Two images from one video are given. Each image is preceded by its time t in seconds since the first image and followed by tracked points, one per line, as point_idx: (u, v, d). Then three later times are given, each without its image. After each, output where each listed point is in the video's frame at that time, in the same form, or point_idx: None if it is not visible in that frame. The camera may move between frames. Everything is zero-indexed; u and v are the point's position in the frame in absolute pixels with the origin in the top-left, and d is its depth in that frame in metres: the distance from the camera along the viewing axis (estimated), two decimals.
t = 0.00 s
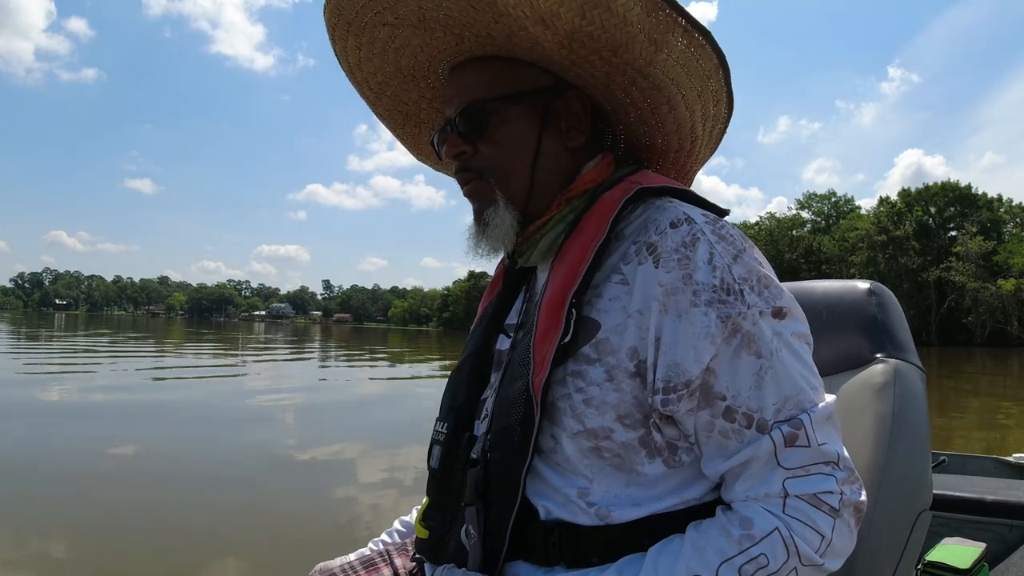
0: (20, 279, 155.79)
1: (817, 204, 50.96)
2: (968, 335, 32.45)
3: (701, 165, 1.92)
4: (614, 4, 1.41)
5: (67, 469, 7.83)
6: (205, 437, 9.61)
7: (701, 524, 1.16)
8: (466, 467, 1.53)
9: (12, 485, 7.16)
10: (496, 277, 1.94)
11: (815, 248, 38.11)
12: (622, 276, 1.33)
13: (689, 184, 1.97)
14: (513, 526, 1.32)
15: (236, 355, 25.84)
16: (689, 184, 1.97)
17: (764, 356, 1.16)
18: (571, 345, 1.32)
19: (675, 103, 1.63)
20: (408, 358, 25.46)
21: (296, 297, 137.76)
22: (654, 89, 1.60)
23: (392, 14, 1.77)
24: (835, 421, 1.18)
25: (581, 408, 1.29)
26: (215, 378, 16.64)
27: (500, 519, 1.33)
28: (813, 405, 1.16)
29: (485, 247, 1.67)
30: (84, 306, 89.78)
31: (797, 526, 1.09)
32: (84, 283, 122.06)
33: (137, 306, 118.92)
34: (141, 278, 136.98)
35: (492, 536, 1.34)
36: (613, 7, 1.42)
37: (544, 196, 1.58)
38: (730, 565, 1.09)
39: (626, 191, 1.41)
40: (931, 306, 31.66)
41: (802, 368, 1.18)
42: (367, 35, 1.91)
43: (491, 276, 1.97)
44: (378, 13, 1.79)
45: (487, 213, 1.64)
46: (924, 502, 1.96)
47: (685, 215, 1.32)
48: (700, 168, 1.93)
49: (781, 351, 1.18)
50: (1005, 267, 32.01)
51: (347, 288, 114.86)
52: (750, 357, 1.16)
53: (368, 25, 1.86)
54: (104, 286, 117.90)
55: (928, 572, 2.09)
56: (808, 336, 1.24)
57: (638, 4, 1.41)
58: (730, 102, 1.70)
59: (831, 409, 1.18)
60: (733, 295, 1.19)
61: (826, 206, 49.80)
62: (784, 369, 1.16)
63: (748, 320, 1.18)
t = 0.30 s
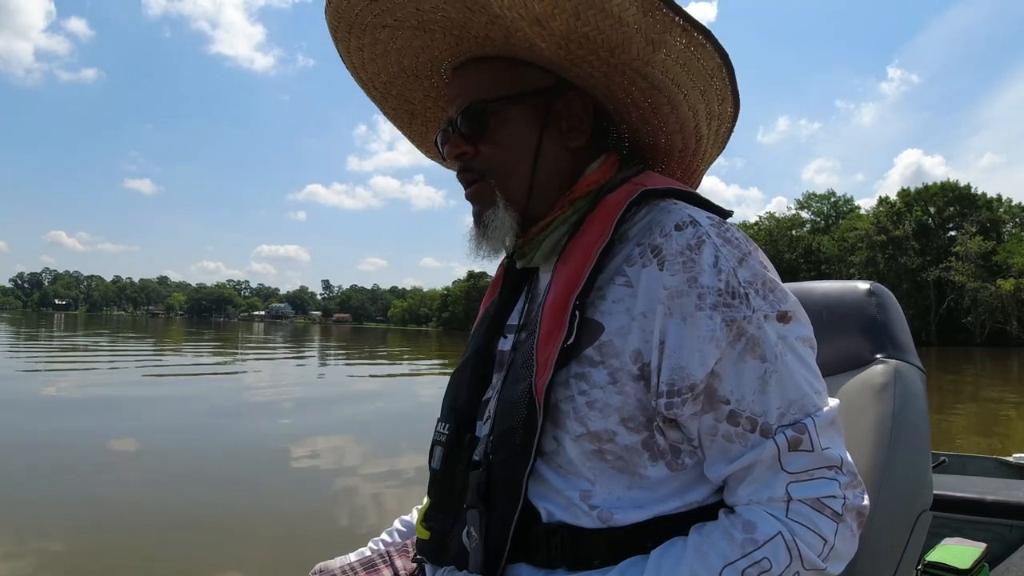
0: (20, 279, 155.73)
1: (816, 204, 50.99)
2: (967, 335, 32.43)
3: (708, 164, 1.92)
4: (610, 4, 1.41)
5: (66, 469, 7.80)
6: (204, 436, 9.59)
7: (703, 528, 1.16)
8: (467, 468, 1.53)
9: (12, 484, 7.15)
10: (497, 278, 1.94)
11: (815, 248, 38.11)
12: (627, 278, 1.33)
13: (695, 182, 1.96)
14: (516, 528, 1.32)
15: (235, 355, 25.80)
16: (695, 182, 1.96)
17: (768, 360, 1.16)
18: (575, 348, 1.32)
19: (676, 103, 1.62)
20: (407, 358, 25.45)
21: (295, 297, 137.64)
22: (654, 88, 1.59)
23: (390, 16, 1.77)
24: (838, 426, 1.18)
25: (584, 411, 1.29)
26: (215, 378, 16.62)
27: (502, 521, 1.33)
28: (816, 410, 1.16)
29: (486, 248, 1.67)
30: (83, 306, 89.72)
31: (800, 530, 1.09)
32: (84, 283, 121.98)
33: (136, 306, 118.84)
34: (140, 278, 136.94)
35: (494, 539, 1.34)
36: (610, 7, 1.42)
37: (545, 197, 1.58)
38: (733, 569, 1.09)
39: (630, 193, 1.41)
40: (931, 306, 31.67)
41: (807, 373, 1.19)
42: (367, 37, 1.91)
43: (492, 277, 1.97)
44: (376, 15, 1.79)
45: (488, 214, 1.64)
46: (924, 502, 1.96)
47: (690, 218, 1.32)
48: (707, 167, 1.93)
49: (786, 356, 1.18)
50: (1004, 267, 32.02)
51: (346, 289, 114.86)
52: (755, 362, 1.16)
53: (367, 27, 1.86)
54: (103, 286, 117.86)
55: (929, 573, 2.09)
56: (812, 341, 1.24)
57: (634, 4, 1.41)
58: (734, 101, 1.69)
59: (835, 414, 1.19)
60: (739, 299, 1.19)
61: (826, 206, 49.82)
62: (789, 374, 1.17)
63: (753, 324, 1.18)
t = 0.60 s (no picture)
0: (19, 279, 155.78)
1: (816, 204, 51.02)
2: (967, 335, 32.41)
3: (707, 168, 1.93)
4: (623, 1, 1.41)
5: (66, 469, 7.79)
6: (204, 436, 9.57)
7: (702, 534, 1.17)
8: (468, 469, 1.53)
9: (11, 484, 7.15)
10: (497, 277, 1.94)
11: (815, 248, 38.12)
12: (627, 279, 1.33)
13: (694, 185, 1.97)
14: (516, 529, 1.33)
15: (235, 356, 25.77)
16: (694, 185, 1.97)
17: (768, 363, 1.16)
18: (575, 348, 1.32)
19: (681, 104, 1.63)
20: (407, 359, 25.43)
21: (296, 297, 137.64)
22: (660, 89, 1.60)
23: (396, 7, 1.77)
24: (836, 428, 1.18)
25: (585, 412, 1.29)
26: (214, 377, 16.60)
27: (504, 521, 1.33)
28: (815, 411, 1.16)
29: (486, 245, 1.67)
30: (83, 306, 89.77)
31: (798, 534, 1.09)
32: (83, 284, 121.99)
33: (136, 306, 118.83)
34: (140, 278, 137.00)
35: (495, 541, 1.34)
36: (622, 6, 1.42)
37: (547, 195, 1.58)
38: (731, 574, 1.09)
39: (631, 193, 1.41)
40: (930, 306, 31.65)
41: (806, 375, 1.19)
42: (372, 27, 1.90)
43: (492, 277, 1.96)
44: (382, 6, 1.79)
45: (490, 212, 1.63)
46: (924, 501, 1.96)
47: (691, 219, 1.32)
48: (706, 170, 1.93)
49: (786, 358, 1.18)
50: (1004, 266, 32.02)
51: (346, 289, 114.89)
52: (755, 364, 1.16)
53: (372, 18, 1.86)
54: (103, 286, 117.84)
55: (929, 572, 2.08)
56: (812, 342, 1.24)
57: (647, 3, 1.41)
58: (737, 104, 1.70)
59: (834, 417, 1.19)
60: (739, 301, 1.19)
61: (826, 206, 49.90)
62: (789, 376, 1.17)
63: (752, 326, 1.18)
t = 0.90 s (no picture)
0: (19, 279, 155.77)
1: (816, 204, 51.02)
2: (967, 335, 32.39)
3: (715, 164, 1.92)
4: None
5: (66, 470, 7.79)
6: (204, 436, 9.57)
7: (702, 539, 1.16)
8: (469, 467, 1.53)
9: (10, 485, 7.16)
10: (497, 275, 1.94)
11: (815, 248, 38.12)
12: (631, 277, 1.33)
13: (701, 182, 1.96)
14: (518, 528, 1.32)
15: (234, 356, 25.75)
16: (700, 182, 1.96)
17: (771, 363, 1.17)
18: (578, 346, 1.32)
19: (687, 100, 1.62)
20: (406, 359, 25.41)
21: (295, 297, 137.62)
22: (665, 85, 1.59)
23: (401, 2, 1.77)
24: (838, 430, 1.18)
25: (587, 410, 1.29)
26: (214, 377, 16.60)
27: (505, 520, 1.32)
28: (817, 414, 1.16)
29: (488, 241, 1.67)
30: (82, 307, 89.75)
31: (797, 538, 1.09)
32: (83, 284, 121.96)
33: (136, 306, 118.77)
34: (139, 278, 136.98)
35: (496, 540, 1.34)
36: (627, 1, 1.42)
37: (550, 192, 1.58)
38: None
39: (636, 192, 1.41)
40: (930, 306, 31.64)
41: (808, 376, 1.19)
42: (378, 22, 1.91)
43: (492, 275, 1.96)
44: (387, 1, 1.79)
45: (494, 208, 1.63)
46: (924, 501, 1.96)
47: (697, 218, 1.32)
48: (714, 167, 1.92)
49: (789, 359, 1.18)
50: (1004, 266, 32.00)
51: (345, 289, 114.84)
52: (758, 364, 1.17)
53: (378, 13, 1.86)
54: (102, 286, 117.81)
55: (929, 572, 2.09)
56: (815, 344, 1.25)
57: None
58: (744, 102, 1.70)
59: (835, 419, 1.19)
60: (744, 301, 1.19)
61: (826, 206, 49.89)
62: (792, 378, 1.17)
63: (757, 327, 1.18)
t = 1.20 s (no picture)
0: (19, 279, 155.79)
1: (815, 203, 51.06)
2: (966, 335, 32.39)
3: (724, 162, 1.90)
4: None
5: (66, 470, 7.77)
6: (204, 436, 9.57)
7: (702, 542, 1.16)
8: (468, 464, 1.52)
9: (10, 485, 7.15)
10: (498, 274, 1.94)
11: (815, 248, 38.14)
12: (632, 276, 1.33)
13: (710, 179, 1.94)
14: (516, 525, 1.32)
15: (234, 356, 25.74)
16: (709, 180, 1.94)
17: (772, 363, 1.17)
18: (578, 343, 1.31)
19: (685, 97, 1.61)
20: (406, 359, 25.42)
21: (295, 297, 137.52)
22: (662, 82, 1.59)
23: (400, 6, 1.78)
24: (839, 431, 1.19)
25: (587, 407, 1.29)
26: (214, 377, 16.60)
27: (503, 517, 1.32)
28: (818, 415, 1.17)
29: (489, 241, 1.67)
30: (82, 307, 89.76)
31: (798, 540, 1.09)
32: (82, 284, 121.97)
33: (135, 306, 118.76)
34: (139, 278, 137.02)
35: (494, 536, 1.34)
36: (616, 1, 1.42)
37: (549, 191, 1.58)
38: None
39: (638, 191, 1.41)
40: (930, 306, 31.65)
41: (810, 377, 1.19)
42: (379, 27, 1.92)
43: (493, 274, 1.96)
44: (387, 6, 1.80)
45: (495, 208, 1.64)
46: (924, 502, 1.96)
47: (699, 218, 1.32)
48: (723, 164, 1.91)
49: (790, 360, 1.19)
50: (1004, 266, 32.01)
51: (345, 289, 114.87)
52: (759, 364, 1.17)
53: (379, 18, 1.87)
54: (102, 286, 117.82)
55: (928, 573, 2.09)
56: (817, 345, 1.25)
57: None
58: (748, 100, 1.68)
59: (836, 420, 1.19)
60: (745, 301, 1.20)
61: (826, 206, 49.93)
62: (793, 378, 1.17)
63: (758, 327, 1.18)
